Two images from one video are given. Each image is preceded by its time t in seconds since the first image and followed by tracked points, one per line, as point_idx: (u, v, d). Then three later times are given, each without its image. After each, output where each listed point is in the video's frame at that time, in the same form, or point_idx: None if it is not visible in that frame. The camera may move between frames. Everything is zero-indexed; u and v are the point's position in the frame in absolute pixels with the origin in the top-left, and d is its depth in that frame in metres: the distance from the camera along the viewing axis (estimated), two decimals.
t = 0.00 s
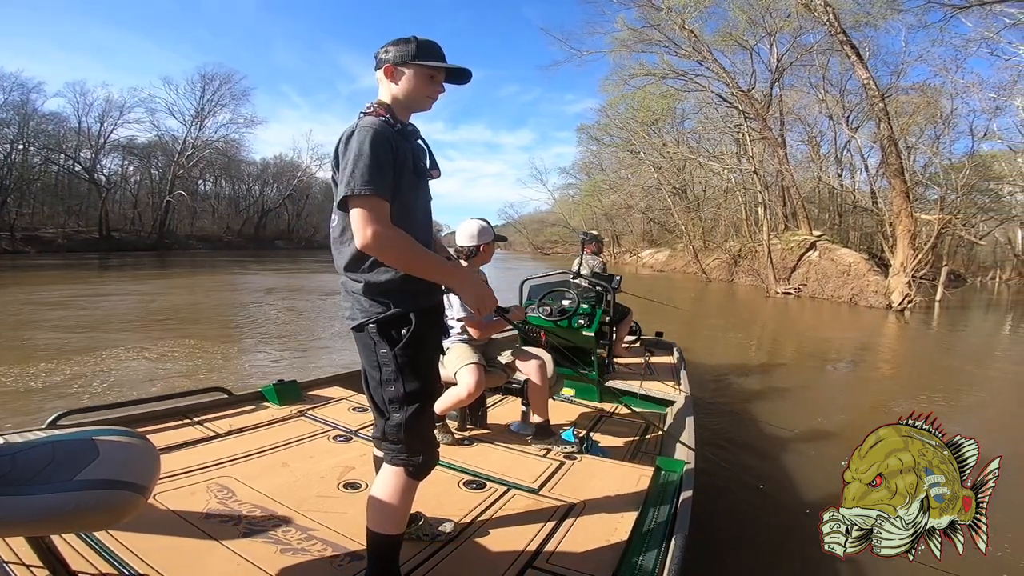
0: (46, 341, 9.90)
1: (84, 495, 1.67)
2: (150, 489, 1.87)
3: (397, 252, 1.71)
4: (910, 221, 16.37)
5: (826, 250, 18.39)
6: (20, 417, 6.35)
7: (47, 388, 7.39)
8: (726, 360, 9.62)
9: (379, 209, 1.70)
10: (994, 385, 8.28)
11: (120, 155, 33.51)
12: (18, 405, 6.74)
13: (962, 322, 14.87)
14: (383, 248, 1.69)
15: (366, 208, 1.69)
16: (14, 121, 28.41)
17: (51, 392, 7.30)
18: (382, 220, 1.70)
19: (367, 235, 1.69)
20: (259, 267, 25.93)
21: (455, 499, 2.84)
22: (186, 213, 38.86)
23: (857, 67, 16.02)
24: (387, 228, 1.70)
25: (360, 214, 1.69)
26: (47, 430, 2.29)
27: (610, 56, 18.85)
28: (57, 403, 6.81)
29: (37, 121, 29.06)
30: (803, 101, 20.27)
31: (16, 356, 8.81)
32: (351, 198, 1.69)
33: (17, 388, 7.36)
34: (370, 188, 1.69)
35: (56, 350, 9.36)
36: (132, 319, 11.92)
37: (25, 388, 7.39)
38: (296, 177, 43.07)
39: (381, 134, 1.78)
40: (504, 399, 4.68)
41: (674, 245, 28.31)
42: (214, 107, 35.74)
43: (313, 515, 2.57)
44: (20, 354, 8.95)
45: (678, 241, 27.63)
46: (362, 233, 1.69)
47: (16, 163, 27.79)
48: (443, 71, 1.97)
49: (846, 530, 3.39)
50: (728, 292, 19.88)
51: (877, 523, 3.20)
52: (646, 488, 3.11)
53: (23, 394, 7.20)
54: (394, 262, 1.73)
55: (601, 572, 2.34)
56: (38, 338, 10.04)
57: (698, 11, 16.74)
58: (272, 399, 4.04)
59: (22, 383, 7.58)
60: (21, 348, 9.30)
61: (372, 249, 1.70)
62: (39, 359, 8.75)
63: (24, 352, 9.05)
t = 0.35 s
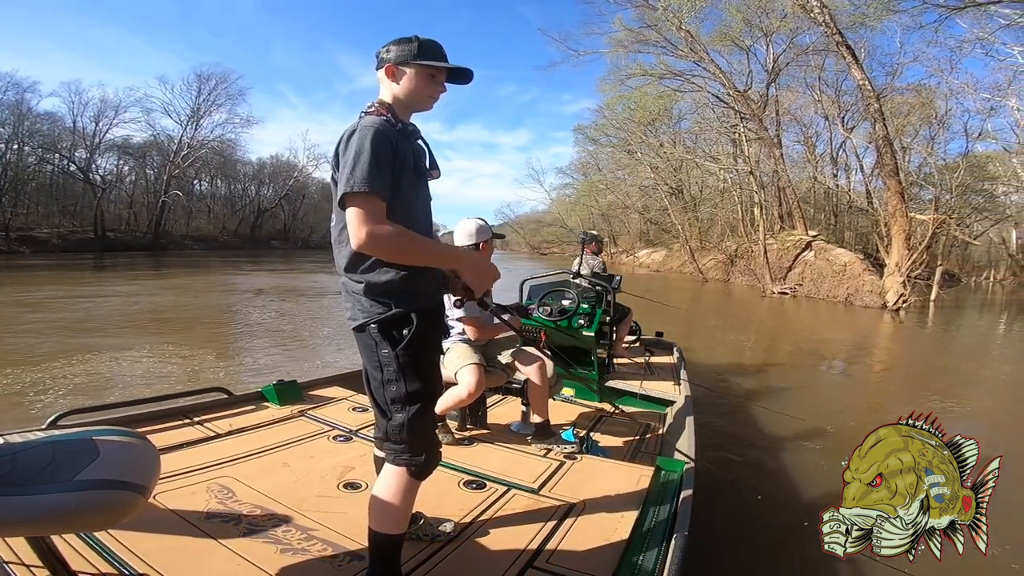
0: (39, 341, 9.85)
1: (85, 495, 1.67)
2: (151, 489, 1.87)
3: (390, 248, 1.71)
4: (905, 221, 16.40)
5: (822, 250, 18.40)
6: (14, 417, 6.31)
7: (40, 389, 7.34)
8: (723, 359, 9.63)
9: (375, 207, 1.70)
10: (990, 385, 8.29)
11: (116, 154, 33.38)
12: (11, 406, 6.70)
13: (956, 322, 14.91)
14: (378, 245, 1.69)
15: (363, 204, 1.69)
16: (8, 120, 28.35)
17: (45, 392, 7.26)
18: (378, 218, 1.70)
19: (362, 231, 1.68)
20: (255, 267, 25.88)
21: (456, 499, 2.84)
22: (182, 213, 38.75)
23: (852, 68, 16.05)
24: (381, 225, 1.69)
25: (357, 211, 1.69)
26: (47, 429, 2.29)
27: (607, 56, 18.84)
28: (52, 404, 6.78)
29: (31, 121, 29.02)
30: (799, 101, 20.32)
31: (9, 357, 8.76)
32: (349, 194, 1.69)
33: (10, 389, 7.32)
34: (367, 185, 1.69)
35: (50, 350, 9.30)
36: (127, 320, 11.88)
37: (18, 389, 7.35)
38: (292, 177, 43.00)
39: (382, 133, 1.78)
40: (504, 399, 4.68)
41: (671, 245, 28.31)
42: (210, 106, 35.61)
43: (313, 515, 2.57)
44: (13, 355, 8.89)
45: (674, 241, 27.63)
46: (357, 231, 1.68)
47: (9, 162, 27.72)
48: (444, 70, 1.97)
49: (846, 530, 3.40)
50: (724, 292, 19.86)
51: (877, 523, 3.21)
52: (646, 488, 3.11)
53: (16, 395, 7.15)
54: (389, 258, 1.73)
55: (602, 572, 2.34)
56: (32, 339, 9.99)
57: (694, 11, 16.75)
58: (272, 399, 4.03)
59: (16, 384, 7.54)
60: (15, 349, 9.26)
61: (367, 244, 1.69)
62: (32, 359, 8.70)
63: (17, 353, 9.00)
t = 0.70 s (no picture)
0: (35, 343, 9.82)
1: (85, 496, 1.67)
2: (151, 489, 1.87)
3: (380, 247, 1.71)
4: (901, 221, 16.42)
5: (818, 250, 18.43)
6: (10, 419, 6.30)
7: (36, 391, 7.33)
8: (720, 358, 9.64)
9: (372, 204, 1.69)
10: (988, 384, 8.30)
11: (113, 154, 33.32)
12: (7, 408, 6.69)
13: (952, 322, 14.95)
14: (374, 242, 1.69)
15: (360, 201, 1.68)
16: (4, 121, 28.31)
17: (41, 393, 7.24)
18: (374, 215, 1.69)
19: (356, 228, 1.67)
20: (252, 267, 25.87)
21: (455, 499, 2.84)
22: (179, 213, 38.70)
23: (848, 68, 16.08)
24: (376, 223, 1.68)
25: (351, 207, 1.68)
26: (48, 430, 2.29)
27: (604, 56, 18.82)
28: (48, 406, 6.78)
29: (26, 121, 29.02)
30: (795, 101, 20.36)
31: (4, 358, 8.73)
32: (347, 192, 1.69)
33: (6, 390, 7.29)
34: (366, 182, 1.68)
35: (45, 351, 9.27)
36: (123, 320, 11.86)
37: (13, 390, 7.32)
38: (290, 177, 43.03)
39: (382, 132, 1.78)
40: (504, 398, 4.68)
41: (668, 245, 28.33)
42: (208, 106, 35.56)
43: (313, 514, 2.57)
44: (8, 356, 8.86)
45: (672, 241, 27.65)
46: (351, 227, 1.67)
47: (6, 163, 27.72)
48: (444, 70, 1.97)
49: (846, 530, 3.40)
50: (721, 292, 19.85)
51: (877, 523, 3.21)
52: (647, 487, 3.10)
53: (11, 396, 7.12)
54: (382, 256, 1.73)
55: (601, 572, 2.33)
56: (27, 340, 9.95)
57: (691, 11, 16.72)
58: (272, 399, 4.04)
59: (11, 385, 7.51)
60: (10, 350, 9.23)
61: (360, 242, 1.69)
62: (28, 360, 8.67)
63: (12, 354, 8.97)
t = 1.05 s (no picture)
0: (32, 343, 9.79)
1: (85, 496, 1.66)
2: (150, 489, 1.86)
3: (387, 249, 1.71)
4: (897, 221, 16.46)
5: (815, 250, 18.45)
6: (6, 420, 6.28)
7: (32, 392, 7.30)
8: (717, 358, 9.66)
9: (377, 204, 1.69)
10: (985, 383, 8.31)
11: (109, 154, 33.23)
12: (4, 409, 6.66)
13: (948, 321, 15.00)
14: (379, 242, 1.69)
15: (366, 201, 1.68)
16: None
17: (38, 395, 7.21)
18: (379, 215, 1.69)
19: (362, 229, 1.68)
20: (249, 267, 25.81)
21: (455, 499, 2.84)
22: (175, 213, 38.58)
23: (846, 69, 16.13)
24: (383, 223, 1.69)
25: (357, 207, 1.68)
26: (47, 430, 2.28)
27: (602, 56, 18.83)
28: (45, 407, 6.76)
29: (22, 120, 28.90)
30: (793, 102, 20.40)
31: None
32: (351, 191, 1.69)
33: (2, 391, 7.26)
34: (369, 182, 1.68)
35: (42, 352, 9.24)
36: (118, 321, 11.82)
37: (9, 391, 7.29)
38: (287, 176, 42.97)
39: (382, 131, 1.77)
40: (504, 398, 4.68)
41: (666, 245, 28.33)
42: (205, 106, 35.47)
43: (313, 515, 2.57)
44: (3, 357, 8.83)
45: (669, 241, 27.67)
46: (358, 225, 1.68)
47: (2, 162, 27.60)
48: (442, 70, 1.97)
49: (845, 530, 3.40)
50: (718, 292, 19.88)
51: (877, 523, 3.21)
52: (646, 487, 3.10)
53: (8, 397, 7.09)
54: (388, 257, 1.72)
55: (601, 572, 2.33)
56: (24, 341, 9.92)
57: (689, 11, 16.74)
58: (272, 399, 4.03)
59: (7, 386, 7.48)
60: (5, 351, 9.18)
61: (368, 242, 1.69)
62: (24, 360, 8.64)
63: (9, 355, 8.95)
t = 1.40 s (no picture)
0: (30, 343, 9.77)
1: (84, 496, 1.66)
2: (150, 489, 1.86)
3: (394, 256, 1.71)
4: (895, 221, 16.46)
5: (813, 250, 18.44)
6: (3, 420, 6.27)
7: (29, 392, 7.29)
8: (716, 357, 9.66)
9: (376, 209, 1.69)
10: (982, 383, 8.34)
11: (107, 153, 33.18)
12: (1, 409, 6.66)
13: (944, 321, 15.02)
14: (379, 250, 1.69)
15: (367, 207, 1.69)
16: None
17: (35, 395, 7.20)
18: (381, 223, 1.69)
19: (366, 236, 1.68)
20: (247, 267, 25.77)
21: (455, 499, 2.84)
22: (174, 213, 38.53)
23: (843, 69, 16.16)
24: (385, 231, 1.69)
25: (361, 214, 1.69)
26: (46, 430, 2.27)
27: (601, 56, 18.83)
28: (43, 408, 6.75)
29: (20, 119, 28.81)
30: (790, 102, 20.42)
31: None
32: (348, 194, 1.69)
33: None
34: (365, 188, 1.68)
35: (40, 352, 9.22)
36: (116, 321, 11.79)
37: (7, 391, 7.28)
38: (285, 177, 42.95)
39: (379, 133, 1.77)
40: (504, 398, 4.68)
41: (664, 244, 28.34)
42: (203, 105, 35.42)
43: (313, 514, 2.56)
44: None
45: (667, 241, 27.67)
46: (362, 233, 1.68)
47: None
48: (441, 71, 1.96)
49: (845, 530, 3.40)
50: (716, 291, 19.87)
51: (877, 523, 3.21)
52: (647, 487, 3.09)
53: (6, 398, 7.09)
54: (395, 263, 1.72)
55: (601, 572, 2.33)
56: (22, 340, 9.92)
57: (688, 12, 16.73)
58: (272, 399, 4.03)
59: (5, 386, 7.47)
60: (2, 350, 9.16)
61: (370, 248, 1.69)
62: (22, 360, 8.63)
63: (7, 355, 8.94)
